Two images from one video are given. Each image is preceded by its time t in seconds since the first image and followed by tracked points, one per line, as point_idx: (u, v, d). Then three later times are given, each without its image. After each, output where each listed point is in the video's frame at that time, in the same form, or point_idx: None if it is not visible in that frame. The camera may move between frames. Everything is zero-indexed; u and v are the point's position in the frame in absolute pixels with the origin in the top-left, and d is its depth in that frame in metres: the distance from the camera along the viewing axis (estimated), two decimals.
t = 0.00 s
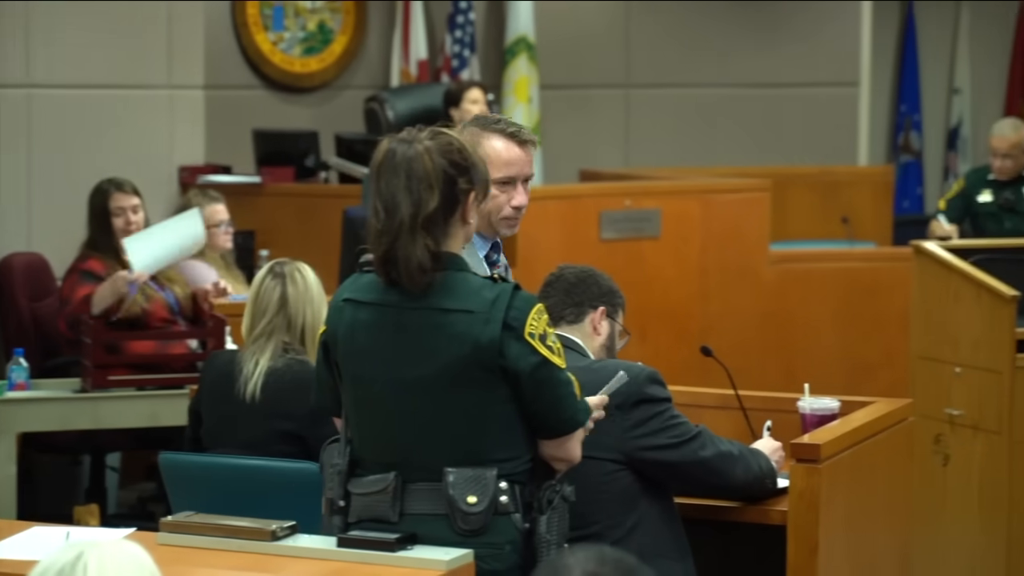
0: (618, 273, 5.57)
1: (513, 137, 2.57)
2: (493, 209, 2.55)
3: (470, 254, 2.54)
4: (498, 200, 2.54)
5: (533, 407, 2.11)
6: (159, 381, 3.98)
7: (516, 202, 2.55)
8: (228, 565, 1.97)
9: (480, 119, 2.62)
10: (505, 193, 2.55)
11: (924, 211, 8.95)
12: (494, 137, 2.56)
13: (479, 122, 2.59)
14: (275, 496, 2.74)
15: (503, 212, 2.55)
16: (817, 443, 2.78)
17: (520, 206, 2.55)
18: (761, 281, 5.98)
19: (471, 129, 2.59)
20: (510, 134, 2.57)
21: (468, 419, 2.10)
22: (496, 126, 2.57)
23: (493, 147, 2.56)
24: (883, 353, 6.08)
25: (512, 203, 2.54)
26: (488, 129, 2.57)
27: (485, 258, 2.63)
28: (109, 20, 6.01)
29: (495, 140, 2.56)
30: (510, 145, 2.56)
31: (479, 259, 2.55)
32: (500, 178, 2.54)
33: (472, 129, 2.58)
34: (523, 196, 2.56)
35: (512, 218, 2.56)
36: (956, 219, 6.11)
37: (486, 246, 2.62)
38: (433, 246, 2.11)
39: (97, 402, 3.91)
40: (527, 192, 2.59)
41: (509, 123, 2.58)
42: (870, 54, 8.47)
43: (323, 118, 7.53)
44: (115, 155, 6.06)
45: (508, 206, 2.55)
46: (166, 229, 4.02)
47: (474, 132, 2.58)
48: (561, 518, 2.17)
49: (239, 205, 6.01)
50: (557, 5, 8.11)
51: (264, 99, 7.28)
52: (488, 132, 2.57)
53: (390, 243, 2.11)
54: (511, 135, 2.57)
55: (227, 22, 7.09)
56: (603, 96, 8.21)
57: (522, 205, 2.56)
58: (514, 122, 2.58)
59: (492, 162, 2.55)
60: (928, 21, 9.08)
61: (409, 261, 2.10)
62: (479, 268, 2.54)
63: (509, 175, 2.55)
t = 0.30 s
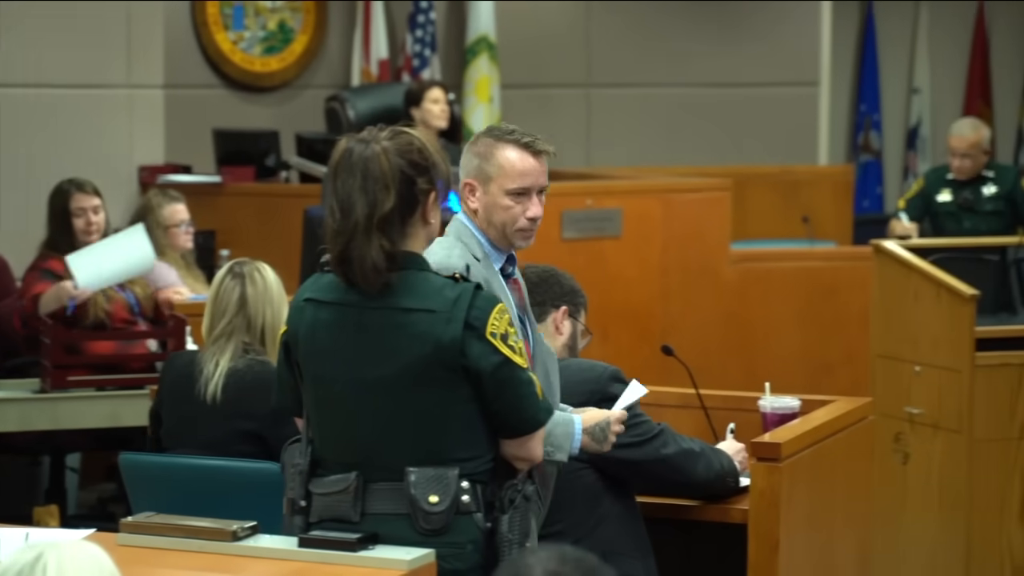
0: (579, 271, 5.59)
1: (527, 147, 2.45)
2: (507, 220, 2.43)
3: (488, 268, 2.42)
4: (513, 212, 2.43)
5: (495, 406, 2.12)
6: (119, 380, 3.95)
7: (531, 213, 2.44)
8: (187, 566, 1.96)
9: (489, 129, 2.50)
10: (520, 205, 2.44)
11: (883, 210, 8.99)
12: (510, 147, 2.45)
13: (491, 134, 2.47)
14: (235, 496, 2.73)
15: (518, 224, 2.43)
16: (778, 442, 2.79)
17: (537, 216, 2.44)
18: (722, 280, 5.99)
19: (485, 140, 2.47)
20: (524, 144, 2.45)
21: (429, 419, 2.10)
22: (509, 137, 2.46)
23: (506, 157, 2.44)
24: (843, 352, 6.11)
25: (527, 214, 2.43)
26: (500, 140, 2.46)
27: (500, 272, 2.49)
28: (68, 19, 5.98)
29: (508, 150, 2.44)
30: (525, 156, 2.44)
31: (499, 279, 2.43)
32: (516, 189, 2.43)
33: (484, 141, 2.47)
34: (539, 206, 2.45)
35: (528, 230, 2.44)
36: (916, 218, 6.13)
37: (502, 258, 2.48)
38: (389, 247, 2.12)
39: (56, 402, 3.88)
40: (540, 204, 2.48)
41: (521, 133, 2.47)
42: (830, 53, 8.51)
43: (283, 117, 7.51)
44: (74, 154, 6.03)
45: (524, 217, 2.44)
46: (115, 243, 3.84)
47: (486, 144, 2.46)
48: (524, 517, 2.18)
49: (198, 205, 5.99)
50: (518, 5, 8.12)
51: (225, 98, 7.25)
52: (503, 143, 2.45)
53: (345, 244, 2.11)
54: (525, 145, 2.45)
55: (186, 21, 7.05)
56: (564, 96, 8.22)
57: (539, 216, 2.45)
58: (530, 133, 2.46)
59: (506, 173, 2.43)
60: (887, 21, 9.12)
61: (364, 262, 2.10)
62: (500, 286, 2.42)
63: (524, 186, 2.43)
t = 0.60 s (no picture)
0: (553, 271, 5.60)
1: (537, 151, 2.48)
2: (520, 225, 2.45)
3: (503, 273, 2.43)
4: (525, 216, 2.46)
5: (468, 405, 2.12)
6: (91, 381, 3.93)
7: (544, 217, 2.46)
8: (160, 566, 1.96)
9: (497, 137, 2.53)
10: (532, 209, 2.46)
11: (856, 210, 9.03)
12: (519, 153, 2.48)
13: (500, 141, 2.50)
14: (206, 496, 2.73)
15: (530, 228, 2.46)
16: (752, 441, 2.79)
17: (549, 219, 2.46)
18: (695, 279, 5.99)
19: (495, 147, 2.50)
20: (535, 149, 2.49)
21: (403, 419, 2.10)
22: (519, 142, 2.49)
23: (517, 162, 2.47)
24: (816, 352, 6.12)
25: (539, 218, 2.46)
26: (510, 146, 2.49)
27: (514, 278, 2.51)
28: (41, 19, 5.96)
29: (518, 155, 2.47)
30: (536, 160, 2.47)
31: (513, 285, 2.44)
32: (527, 193, 2.45)
33: (493, 148, 2.50)
34: (549, 211, 2.48)
35: (540, 234, 2.47)
36: (889, 217, 6.11)
37: (515, 265, 2.50)
38: (360, 247, 2.12)
39: (29, 403, 3.86)
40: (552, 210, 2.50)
41: (531, 139, 2.50)
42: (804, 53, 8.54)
43: (256, 116, 7.50)
44: (47, 154, 6.01)
45: (536, 221, 2.46)
46: (95, 266, 3.80)
47: (497, 151, 2.49)
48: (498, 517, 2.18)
49: (172, 204, 5.99)
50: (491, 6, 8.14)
51: (199, 98, 7.23)
52: (513, 150, 2.48)
53: (315, 243, 2.12)
54: (535, 150, 2.49)
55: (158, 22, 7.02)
56: (537, 96, 8.23)
57: (550, 220, 2.47)
58: (540, 139, 2.50)
59: (517, 177, 2.46)
60: (859, 21, 9.14)
61: (333, 261, 2.10)
62: (515, 292, 2.43)
63: (535, 190, 2.46)
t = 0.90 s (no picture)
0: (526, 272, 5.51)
1: (548, 148, 2.49)
2: (532, 222, 2.47)
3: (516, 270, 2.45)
4: (537, 214, 2.47)
5: (440, 405, 2.13)
6: (62, 382, 3.81)
7: (556, 214, 2.47)
8: (131, 567, 1.95)
9: (509, 134, 2.54)
10: (544, 206, 2.47)
11: (827, 209, 9.05)
12: (531, 149, 2.49)
13: (512, 138, 2.51)
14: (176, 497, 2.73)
15: (543, 225, 2.47)
16: (723, 440, 2.79)
17: (562, 217, 2.48)
18: (667, 279, 6.01)
19: (506, 145, 2.51)
20: (546, 145, 2.49)
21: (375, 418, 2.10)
22: (530, 139, 2.50)
23: (528, 159, 2.47)
24: (787, 349, 6.06)
25: (552, 215, 2.47)
26: (522, 143, 2.50)
27: (527, 275, 2.53)
28: (14, 17, 5.96)
29: (529, 151, 2.48)
30: (548, 157, 2.48)
31: (526, 282, 2.46)
32: (538, 190, 2.46)
33: (504, 145, 2.51)
34: (561, 207, 2.49)
35: (553, 232, 2.48)
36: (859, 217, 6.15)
37: (529, 262, 2.52)
38: (329, 247, 2.13)
39: None
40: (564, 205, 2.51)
41: (542, 135, 2.51)
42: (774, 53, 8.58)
43: (229, 116, 7.48)
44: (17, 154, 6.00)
45: (548, 218, 2.47)
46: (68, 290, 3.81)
47: (509, 148, 2.50)
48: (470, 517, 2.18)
49: (143, 204, 5.97)
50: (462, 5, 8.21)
51: (171, 97, 7.22)
52: (525, 146, 2.49)
53: (283, 243, 2.12)
54: (546, 146, 2.49)
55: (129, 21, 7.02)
56: (509, 95, 8.29)
57: (563, 217, 2.48)
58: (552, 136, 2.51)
59: (528, 175, 2.46)
60: (830, 21, 9.17)
61: (302, 262, 2.10)
62: (529, 289, 2.46)
63: (547, 187, 2.46)
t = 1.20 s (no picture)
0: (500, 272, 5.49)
1: (558, 141, 2.49)
2: (543, 216, 2.48)
3: (525, 264, 2.47)
4: (549, 207, 2.47)
5: (414, 404, 2.12)
6: (35, 381, 3.68)
7: (567, 208, 2.48)
8: (106, 568, 1.94)
9: (520, 126, 2.54)
10: (554, 200, 2.48)
11: (800, 209, 9.07)
12: (542, 142, 2.49)
13: (523, 132, 2.51)
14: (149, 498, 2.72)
15: (554, 219, 2.48)
16: (697, 439, 2.79)
17: (573, 210, 2.48)
18: (642, 280, 6.04)
19: (517, 138, 2.51)
20: (556, 138, 2.50)
21: (349, 417, 2.10)
22: (540, 132, 2.50)
23: (537, 153, 2.48)
24: (760, 350, 6.03)
25: (563, 208, 2.47)
26: (532, 136, 2.50)
27: (539, 268, 2.56)
28: None
29: (539, 144, 2.48)
30: (558, 150, 2.48)
31: (538, 276, 2.50)
32: (549, 183, 2.46)
33: (515, 138, 2.51)
34: (573, 200, 2.49)
35: (564, 225, 2.49)
36: (832, 216, 6.19)
37: (541, 255, 2.55)
38: (299, 247, 2.12)
39: None
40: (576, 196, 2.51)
41: (552, 127, 2.51)
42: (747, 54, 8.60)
43: (202, 116, 7.45)
44: None
45: (560, 211, 2.48)
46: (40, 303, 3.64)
47: (519, 141, 2.50)
48: (444, 516, 2.18)
49: (116, 204, 5.95)
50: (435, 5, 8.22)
51: (142, 97, 7.21)
52: (535, 139, 2.49)
53: (254, 242, 2.12)
54: (557, 139, 2.49)
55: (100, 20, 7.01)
56: (482, 95, 8.28)
57: (575, 211, 2.49)
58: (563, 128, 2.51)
59: (539, 169, 2.47)
60: (803, 21, 9.19)
61: (273, 261, 2.11)
62: (539, 282, 2.49)
63: (558, 180, 2.47)
